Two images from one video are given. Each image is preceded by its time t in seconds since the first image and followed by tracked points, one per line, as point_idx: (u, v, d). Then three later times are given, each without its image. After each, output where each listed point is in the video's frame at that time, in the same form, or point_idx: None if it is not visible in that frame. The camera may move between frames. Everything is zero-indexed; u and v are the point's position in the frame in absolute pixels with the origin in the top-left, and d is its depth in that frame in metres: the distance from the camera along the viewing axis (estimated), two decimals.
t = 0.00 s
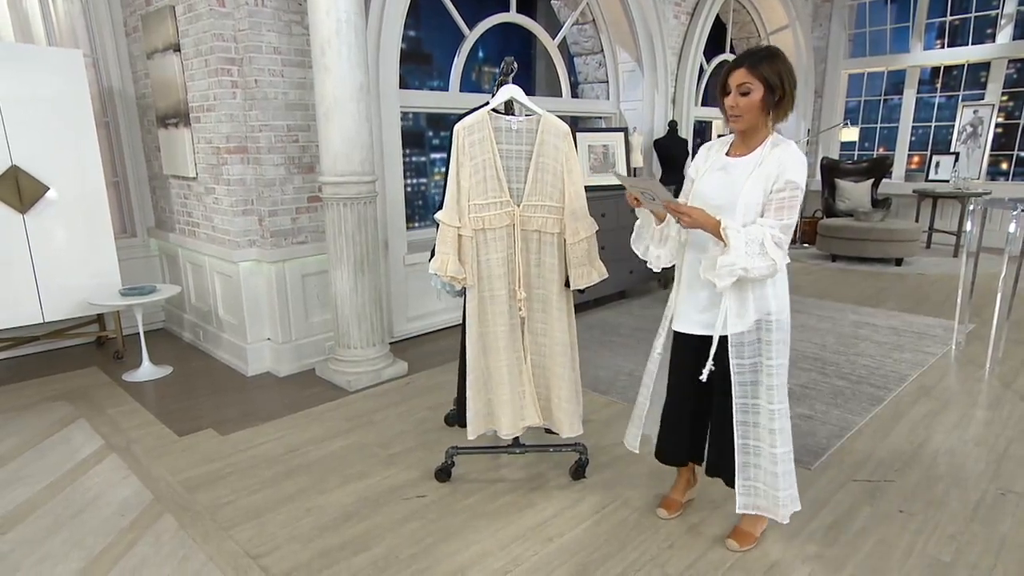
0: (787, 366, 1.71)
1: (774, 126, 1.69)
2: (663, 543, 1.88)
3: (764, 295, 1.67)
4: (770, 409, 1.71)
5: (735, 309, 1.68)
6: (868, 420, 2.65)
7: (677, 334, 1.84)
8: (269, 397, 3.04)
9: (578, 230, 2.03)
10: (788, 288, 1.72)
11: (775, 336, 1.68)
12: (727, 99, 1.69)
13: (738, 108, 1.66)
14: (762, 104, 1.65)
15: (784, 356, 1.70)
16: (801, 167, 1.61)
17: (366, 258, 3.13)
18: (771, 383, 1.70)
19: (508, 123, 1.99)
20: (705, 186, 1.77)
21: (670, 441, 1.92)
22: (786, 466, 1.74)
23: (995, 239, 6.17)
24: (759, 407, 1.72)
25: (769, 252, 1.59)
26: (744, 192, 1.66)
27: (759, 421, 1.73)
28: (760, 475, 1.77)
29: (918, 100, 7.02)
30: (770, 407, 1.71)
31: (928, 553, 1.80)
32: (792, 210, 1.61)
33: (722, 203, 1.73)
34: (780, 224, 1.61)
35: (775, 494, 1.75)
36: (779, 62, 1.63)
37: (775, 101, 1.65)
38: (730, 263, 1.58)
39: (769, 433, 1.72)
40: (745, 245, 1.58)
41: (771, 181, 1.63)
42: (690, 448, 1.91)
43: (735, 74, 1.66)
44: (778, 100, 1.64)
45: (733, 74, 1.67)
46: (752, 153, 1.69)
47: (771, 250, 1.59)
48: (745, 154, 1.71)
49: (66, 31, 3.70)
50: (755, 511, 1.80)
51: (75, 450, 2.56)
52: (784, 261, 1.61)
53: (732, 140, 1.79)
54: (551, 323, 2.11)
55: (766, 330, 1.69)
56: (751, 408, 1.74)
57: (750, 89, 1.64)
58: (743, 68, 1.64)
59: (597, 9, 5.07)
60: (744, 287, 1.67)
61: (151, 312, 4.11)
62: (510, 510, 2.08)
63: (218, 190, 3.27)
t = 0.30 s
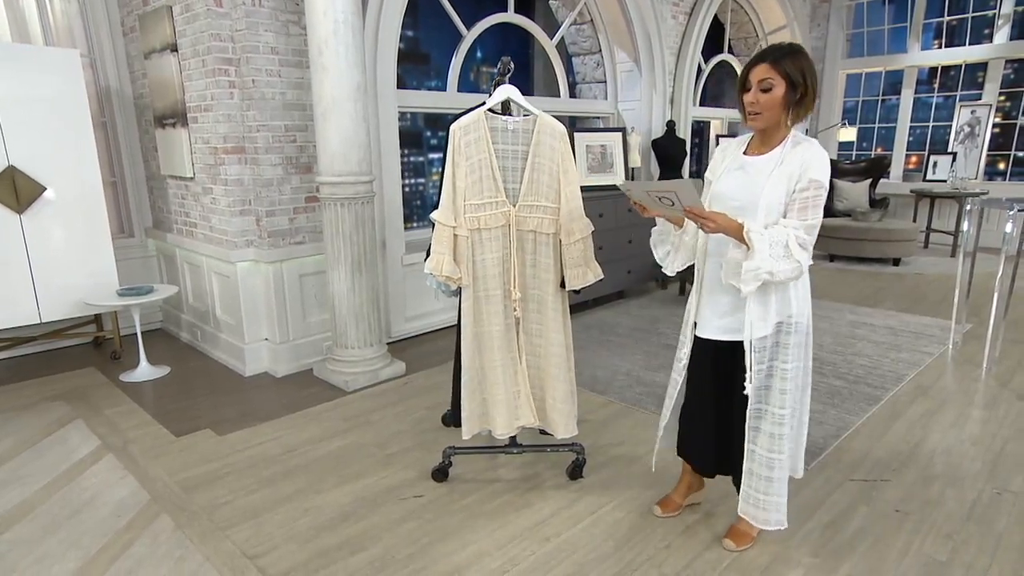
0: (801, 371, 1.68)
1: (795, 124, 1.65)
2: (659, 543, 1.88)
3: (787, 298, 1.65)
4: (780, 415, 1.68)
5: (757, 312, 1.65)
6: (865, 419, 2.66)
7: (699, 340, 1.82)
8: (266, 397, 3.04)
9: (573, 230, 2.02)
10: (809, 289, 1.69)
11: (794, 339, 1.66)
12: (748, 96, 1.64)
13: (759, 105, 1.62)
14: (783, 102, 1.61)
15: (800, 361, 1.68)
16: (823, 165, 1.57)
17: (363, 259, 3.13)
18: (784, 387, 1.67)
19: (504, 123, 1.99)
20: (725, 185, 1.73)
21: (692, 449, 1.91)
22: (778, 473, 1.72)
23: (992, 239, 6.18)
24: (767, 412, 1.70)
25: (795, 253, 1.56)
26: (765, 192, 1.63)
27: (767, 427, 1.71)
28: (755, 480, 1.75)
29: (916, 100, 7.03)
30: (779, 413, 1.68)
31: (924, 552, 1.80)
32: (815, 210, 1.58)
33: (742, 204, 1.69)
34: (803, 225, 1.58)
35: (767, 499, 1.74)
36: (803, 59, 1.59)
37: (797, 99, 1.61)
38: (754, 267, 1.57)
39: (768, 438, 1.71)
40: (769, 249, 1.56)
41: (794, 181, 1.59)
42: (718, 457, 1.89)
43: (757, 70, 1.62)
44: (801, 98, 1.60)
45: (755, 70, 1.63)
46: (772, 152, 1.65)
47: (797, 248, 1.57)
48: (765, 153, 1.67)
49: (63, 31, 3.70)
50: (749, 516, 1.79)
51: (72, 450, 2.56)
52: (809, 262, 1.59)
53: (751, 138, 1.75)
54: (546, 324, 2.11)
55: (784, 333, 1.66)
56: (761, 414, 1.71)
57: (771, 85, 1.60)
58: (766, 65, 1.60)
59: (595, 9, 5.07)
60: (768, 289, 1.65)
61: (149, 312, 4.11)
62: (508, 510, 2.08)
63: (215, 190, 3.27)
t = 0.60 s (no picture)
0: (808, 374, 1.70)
1: (803, 125, 1.64)
2: (656, 543, 1.89)
3: (794, 302, 1.65)
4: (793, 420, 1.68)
5: (764, 316, 1.64)
6: (861, 419, 2.66)
7: (704, 342, 1.81)
8: (263, 398, 3.04)
9: (565, 232, 2.03)
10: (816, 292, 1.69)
11: (801, 343, 1.66)
12: (756, 97, 1.64)
13: (767, 106, 1.61)
14: (791, 102, 1.60)
15: (806, 364, 1.68)
16: (832, 166, 1.56)
17: (361, 259, 3.13)
18: (796, 393, 1.67)
19: (499, 123, 1.99)
20: (732, 186, 1.73)
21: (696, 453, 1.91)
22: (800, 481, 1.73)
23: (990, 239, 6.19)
24: (782, 419, 1.69)
25: (802, 258, 1.56)
26: (773, 193, 1.62)
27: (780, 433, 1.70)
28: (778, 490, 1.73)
29: (913, 100, 7.04)
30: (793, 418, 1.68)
31: (920, 552, 1.80)
32: (823, 213, 1.57)
33: (751, 207, 1.69)
34: (812, 228, 1.57)
35: (787, 508, 1.74)
36: (812, 59, 1.58)
37: (805, 99, 1.60)
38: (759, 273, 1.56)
39: (791, 447, 1.70)
40: (776, 253, 1.55)
41: (802, 184, 1.59)
42: (721, 459, 1.88)
43: (765, 71, 1.61)
44: (809, 98, 1.59)
45: (763, 71, 1.62)
46: (781, 152, 1.64)
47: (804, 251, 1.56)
48: (774, 153, 1.67)
49: (60, 31, 3.69)
50: (772, 530, 1.76)
51: (68, 451, 2.56)
52: (816, 265, 1.58)
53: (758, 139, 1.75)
54: (536, 325, 2.11)
55: (791, 337, 1.66)
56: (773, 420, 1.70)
57: (779, 86, 1.59)
58: (774, 66, 1.59)
59: (593, 9, 5.08)
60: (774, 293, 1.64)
61: (146, 312, 4.11)
62: (504, 510, 2.08)
63: (212, 190, 3.27)
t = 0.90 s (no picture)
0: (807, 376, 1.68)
1: (799, 126, 1.65)
2: (651, 542, 1.89)
3: (789, 301, 1.64)
4: (792, 420, 1.68)
5: (760, 317, 1.65)
6: (857, 419, 2.66)
7: (702, 343, 1.81)
8: (259, 398, 3.04)
9: (557, 234, 2.03)
10: (815, 290, 1.68)
11: (798, 343, 1.65)
12: (753, 97, 1.64)
13: (764, 106, 1.61)
14: (788, 104, 1.60)
15: (805, 366, 1.67)
16: (829, 170, 1.57)
17: (357, 259, 3.13)
18: (792, 394, 1.67)
19: (494, 123, 1.99)
20: (728, 186, 1.73)
21: (691, 453, 1.91)
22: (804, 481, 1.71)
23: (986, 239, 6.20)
24: (779, 419, 1.70)
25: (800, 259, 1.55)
26: (769, 192, 1.62)
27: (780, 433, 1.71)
28: (778, 489, 1.75)
29: (911, 100, 7.05)
30: (792, 419, 1.68)
31: (915, 551, 1.81)
32: (821, 213, 1.56)
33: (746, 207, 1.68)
34: (811, 228, 1.56)
35: (792, 508, 1.74)
36: (809, 60, 1.58)
37: (802, 101, 1.60)
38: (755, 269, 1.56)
39: (791, 448, 1.70)
40: (775, 252, 1.54)
41: (797, 184, 1.58)
42: (719, 461, 1.88)
43: (764, 71, 1.61)
44: (806, 99, 1.60)
45: (761, 70, 1.62)
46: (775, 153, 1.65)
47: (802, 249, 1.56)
48: (770, 154, 1.67)
49: (56, 31, 3.69)
50: (775, 528, 1.77)
51: (64, 451, 2.55)
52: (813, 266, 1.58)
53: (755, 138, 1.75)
54: (526, 325, 2.11)
55: (788, 338, 1.65)
56: (772, 420, 1.71)
57: (777, 86, 1.59)
58: (773, 65, 1.59)
59: (591, 9, 5.08)
60: (769, 293, 1.64)
61: (143, 312, 4.10)
62: (500, 510, 2.08)
63: (209, 190, 3.26)
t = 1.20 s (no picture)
0: (800, 364, 1.69)
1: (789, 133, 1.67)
2: (647, 542, 1.89)
3: (782, 293, 1.65)
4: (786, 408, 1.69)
5: (759, 312, 1.65)
6: (853, 419, 2.66)
7: (701, 341, 1.81)
8: (256, 398, 3.03)
9: (551, 235, 2.03)
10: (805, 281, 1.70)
11: (791, 334, 1.66)
12: (755, 97, 1.62)
13: (766, 109, 1.60)
14: (787, 111, 1.61)
15: (797, 354, 1.68)
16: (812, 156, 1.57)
17: (353, 259, 3.12)
18: (784, 381, 1.68)
19: (489, 123, 1.99)
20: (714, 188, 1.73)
21: (686, 453, 1.91)
22: (798, 467, 1.73)
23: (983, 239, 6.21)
24: (772, 406, 1.71)
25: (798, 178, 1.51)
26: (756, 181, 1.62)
27: (774, 420, 1.72)
28: (773, 476, 1.76)
29: (908, 100, 7.06)
30: (785, 407, 1.69)
31: (909, 550, 1.81)
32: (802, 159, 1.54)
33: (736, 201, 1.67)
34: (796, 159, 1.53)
35: (789, 494, 1.74)
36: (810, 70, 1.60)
37: (799, 109, 1.61)
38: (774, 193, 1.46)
39: (784, 434, 1.71)
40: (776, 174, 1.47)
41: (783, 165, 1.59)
42: (714, 462, 1.88)
43: (771, 72, 1.59)
44: (803, 107, 1.61)
45: (767, 72, 1.60)
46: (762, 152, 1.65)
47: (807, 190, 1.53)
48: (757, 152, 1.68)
49: (52, 31, 3.68)
50: (772, 515, 1.78)
51: (60, 451, 2.55)
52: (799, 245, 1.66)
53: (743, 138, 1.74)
54: (520, 325, 2.11)
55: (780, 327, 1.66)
56: (765, 408, 1.73)
57: (782, 92, 1.58)
58: (781, 69, 1.58)
59: (588, 9, 5.08)
60: (767, 286, 1.64)
61: (139, 312, 4.10)
62: (496, 510, 2.08)
63: (205, 190, 3.26)
